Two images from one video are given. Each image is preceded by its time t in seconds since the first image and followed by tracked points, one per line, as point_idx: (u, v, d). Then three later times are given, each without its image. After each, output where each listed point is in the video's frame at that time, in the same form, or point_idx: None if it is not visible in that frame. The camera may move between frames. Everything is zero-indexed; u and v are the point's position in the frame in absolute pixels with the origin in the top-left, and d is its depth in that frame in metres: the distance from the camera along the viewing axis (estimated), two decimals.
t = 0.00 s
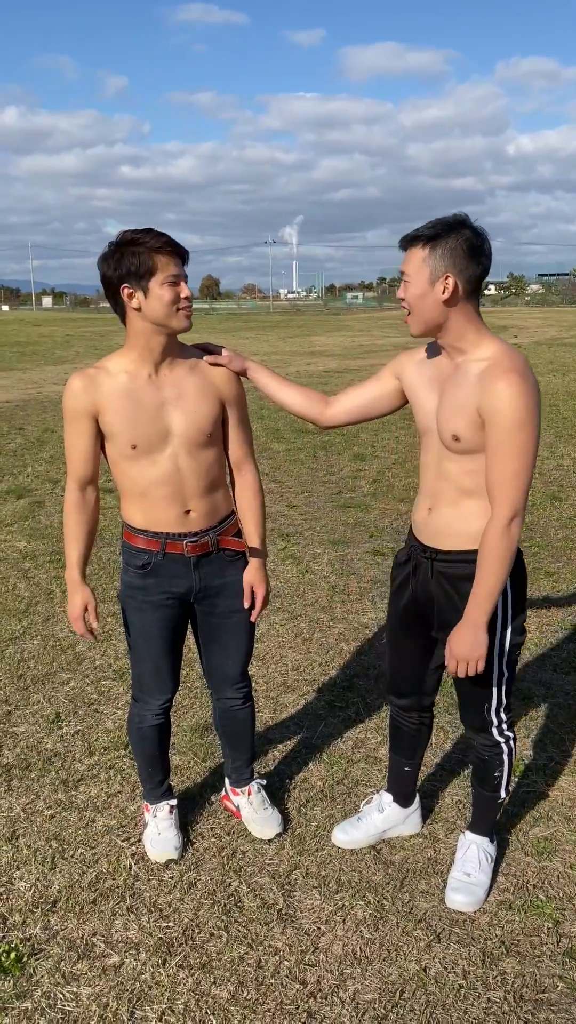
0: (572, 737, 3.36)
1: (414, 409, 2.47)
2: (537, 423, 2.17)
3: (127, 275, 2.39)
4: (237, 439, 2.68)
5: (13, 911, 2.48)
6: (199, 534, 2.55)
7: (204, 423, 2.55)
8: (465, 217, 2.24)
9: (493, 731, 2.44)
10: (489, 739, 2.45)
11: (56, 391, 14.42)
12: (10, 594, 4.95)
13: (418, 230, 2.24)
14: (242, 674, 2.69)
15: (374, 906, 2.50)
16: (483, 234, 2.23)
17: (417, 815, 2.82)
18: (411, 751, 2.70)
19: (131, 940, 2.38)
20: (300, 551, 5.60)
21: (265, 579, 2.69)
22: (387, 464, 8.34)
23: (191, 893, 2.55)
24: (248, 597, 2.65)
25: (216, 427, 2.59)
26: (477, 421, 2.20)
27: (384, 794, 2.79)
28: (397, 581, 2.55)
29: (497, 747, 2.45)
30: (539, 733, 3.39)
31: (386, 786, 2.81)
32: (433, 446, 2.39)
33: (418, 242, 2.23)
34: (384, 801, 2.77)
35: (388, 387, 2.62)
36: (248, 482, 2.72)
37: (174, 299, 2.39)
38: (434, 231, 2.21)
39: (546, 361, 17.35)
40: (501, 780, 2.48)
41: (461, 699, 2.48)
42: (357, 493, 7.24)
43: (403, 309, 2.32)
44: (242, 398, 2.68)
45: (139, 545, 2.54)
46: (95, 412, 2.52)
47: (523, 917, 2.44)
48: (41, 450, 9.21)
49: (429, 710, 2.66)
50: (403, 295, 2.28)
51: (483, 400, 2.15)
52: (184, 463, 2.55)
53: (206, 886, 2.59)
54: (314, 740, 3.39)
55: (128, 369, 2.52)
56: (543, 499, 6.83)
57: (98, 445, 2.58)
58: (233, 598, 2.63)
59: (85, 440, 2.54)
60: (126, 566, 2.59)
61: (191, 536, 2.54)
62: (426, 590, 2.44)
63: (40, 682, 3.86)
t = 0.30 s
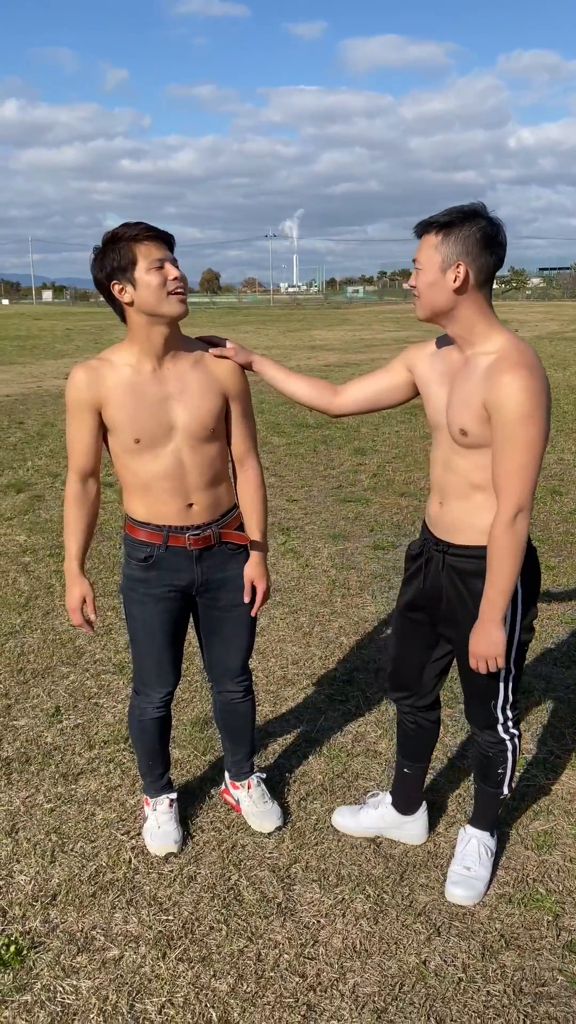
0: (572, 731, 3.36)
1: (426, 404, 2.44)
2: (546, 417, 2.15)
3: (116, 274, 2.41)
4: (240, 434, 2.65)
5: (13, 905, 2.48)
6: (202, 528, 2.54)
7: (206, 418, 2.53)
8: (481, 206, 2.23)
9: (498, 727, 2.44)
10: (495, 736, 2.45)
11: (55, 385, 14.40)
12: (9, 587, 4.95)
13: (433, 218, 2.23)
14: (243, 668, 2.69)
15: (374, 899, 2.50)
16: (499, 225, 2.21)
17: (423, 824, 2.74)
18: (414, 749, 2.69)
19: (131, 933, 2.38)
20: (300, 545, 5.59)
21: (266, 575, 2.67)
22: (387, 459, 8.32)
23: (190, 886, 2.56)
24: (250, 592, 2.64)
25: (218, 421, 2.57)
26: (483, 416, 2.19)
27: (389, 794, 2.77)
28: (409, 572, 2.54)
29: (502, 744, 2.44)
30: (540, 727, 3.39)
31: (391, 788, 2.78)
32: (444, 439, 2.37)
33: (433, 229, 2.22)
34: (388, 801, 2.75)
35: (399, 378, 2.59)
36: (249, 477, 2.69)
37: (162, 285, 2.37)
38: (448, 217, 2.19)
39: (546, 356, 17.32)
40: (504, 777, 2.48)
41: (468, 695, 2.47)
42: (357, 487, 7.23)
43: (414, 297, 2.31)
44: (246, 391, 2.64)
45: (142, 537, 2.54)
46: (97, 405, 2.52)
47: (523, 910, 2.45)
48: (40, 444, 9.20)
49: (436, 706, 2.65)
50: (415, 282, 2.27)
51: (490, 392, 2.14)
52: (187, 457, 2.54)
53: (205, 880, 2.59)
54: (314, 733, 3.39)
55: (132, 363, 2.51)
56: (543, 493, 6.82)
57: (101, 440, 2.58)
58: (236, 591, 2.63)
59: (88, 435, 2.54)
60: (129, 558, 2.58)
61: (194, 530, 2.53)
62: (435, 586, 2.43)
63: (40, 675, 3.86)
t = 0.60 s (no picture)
0: (571, 726, 3.36)
1: (426, 397, 2.44)
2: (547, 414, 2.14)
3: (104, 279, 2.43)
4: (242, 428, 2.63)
5: (11, 899, 2.49)
6: (202, 521, 2.54)
7: (204, 412, 2.52)
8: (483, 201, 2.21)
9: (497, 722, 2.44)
10: (493, 731, 2.45)
11: (53, 380, 14.38)
12: (8, 582, 4.95)
13: (435, 213, 2.21)
14: (243, 662, 2.69)
15: (372, 893, 2.51)
16: (502, 220, 2.20)
17: (422, 819, 2.74)
18: (414, 746, 2.68)
19: (129, 927, 2.38)
20: (299, 540, 5.58)
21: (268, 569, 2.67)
22: (386, 454, 8.31)
23: (189, 881, 2.56)
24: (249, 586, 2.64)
25: (217, 415, 2.55)
26: (483, 409, 2.18)
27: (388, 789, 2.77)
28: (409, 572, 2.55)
29: (500, 738, 2.45)
30: (538, 722, 3.39)
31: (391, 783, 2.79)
32: (444, 433, 2.37)
33: (435, 225, 2.21)
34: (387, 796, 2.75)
35: (402, 373, 2.58)
36: (250, 471, 2.68)
37: (139, 284, 2.35)
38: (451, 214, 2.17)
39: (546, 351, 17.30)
40: (502, 771, 2.48)
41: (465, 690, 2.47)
42: (356, 482, 7.22)
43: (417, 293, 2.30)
44: (249, 385, 2.62)
45: (142, 531, 2.53)
46: (95, 398, 2.52)
47: (521, 904, 2.45)
48: (39, 439, 9.19)
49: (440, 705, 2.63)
50: (417, 279, 2.26)
51: (489, 385, 2.13)
52: (185, 452, 2.53)
53: (204, 874, 2.59)
54: (313, 728, 3.39)
55: (130, 357, 2.50)
56: (543, 488, 6.82)
57: (100, 429, 2.58)
58: (236, 585, 2.62)
59: (86, 425, 2.54)
60: (129, 552, 2.58)
61: (194, 524, 2.52)
62: (435, 579, 2.43)
63: (38, 670, 3.86)
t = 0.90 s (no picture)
0: (566, 724, 3.37)
1: (423, 395, 2.45)
2: (539, 413, 2.15)
3: (106, 279, 2.44)
4: (245, 426, 2.63)
5: (8, 895, 2.49)
6: (207, 517, 2.55)
7: (205, 410, 2.53)
8: (490, 199, 2.19)
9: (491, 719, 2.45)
10: (488, 729, 2.46)
11: (50, 377, 14.35)
12: (5, 579, 4.94)
13: (445, 212, 2.18)
14: (245, 659, 2.70)
15: (368, 890, 2.52)
16: (509, 218, 2.21)
17: (418, 816, 2.75)
18: (411, 745, 2.69)
19: (126, 924, 2.39)
20: (296, 539, 5.59)
21: (271, 571, 2.67)
22: (383, 452, 8.32)
23: (185, 878, 2.56)
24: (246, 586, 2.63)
25: (218, 413, 2.57)
26: (473, 408, 2.19)
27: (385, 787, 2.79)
28: (405, 570, 2.56)
29: (494, 735, 2.46)
30: (534, 720, 3.40)
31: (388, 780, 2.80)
32: (438, 431, 2.38)
33: (446, 225, 2.17)
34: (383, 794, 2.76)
35: (401, 371, 2.59)
36: (254, 469, 2.68)
37: (139, 286, 2.35)
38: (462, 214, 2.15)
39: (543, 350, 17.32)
40: (497, 768, 2.49)
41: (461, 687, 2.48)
42: (353, 480, 7.23)
43: (422, 290, 2.27)
44: (249, 385, 2.63)
45: (147, 528, 2.53)
46: (96, 396, 2.52)
47: (516, 902, 2.46)
48: (36, 436, 9.17)
49: (438, 703, 2.64)
50: (425, 277, 2.23)
51: (482, 386, 2.14)
52: (186, 450, 2.54)
53: (200, 871, 2.60)
54: (309, 726, 3.40)
55: (131, 355, 2.50)
56: (539, 487, 6.83)
57: (100, 428, 2.58)
58: (237, 581, 2.63)
59: (87, 423, 2.54)
60: (134, 550, 2.58)
61: (198, 521, 2.53)
62: (430, 577, 2.44)
63: (35, 667, 3.86)
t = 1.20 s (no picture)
0: (561, 726, 3.37)
1: (421, 395, 2.44)
2: (531, 413, 2.15)
3: (115, 278, 2.43)
4: (248, 426, 2.64)
5: (2, 896, 2.48)
6: (213, 517, 2.55)
7: (213, 409, 2.53)
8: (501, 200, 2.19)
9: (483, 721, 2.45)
10: (480, 730, 2.46)
11: (45, 375, 14.33)
12: None
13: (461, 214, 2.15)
14: (243, 659, 2.70)
15: (363, 892, 2.51)
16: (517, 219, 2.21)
17: (414, 817, 2.75)
18: (408, 747, 2.68)
19: (120, 924, 2.38)
20: (292, 539, 5.59)
21: (268, 572, 2.66)
22: (379, 452, 8.32)
23: (180, 878, 2.56)
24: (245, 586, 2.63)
25: (225, 413, 2.57)
26: (465, 407, 2.20)
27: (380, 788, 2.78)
28: (400, 570, 2.56)
29: (486, 736, 2.45)
30: (529, 721, 3.40)
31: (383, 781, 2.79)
32: (431, 431, 2.38)
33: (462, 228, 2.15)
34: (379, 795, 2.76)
35: (401, 371, 2.58)
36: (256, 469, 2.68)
37: (149, 285, 2.34)
38: (477, 217, 2.14)
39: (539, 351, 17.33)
40: (490, 769, 2.49)
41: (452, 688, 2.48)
42: (349, 480, 7.23)
43: (431, 291, 2.25)
44: (253, 385, 2.64)
45: (153, 528, 2.52)
46: (104, 397, 2.50)
47: (511, 903, 2.46)
48: (31, 435, 9.16)
49: (437, 704, 2.63)
50: (437, 279, 2.21)
51: (473, 387, 2.14)
52: (196, 449, 2.53)
53: (195, 871, 2.59)
54: (304, 726, 3.39)
55: (139, 353, 2.49)
56: (535, 488, 6.84)
57: (107, 429, 2.56)
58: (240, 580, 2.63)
59: (94, 424, 2.52)
60: (139, 550, 2.56)
61: (205, 521, 2.53)
62: (422, 576, 2.44)
63: (30, 667, 3.85)
